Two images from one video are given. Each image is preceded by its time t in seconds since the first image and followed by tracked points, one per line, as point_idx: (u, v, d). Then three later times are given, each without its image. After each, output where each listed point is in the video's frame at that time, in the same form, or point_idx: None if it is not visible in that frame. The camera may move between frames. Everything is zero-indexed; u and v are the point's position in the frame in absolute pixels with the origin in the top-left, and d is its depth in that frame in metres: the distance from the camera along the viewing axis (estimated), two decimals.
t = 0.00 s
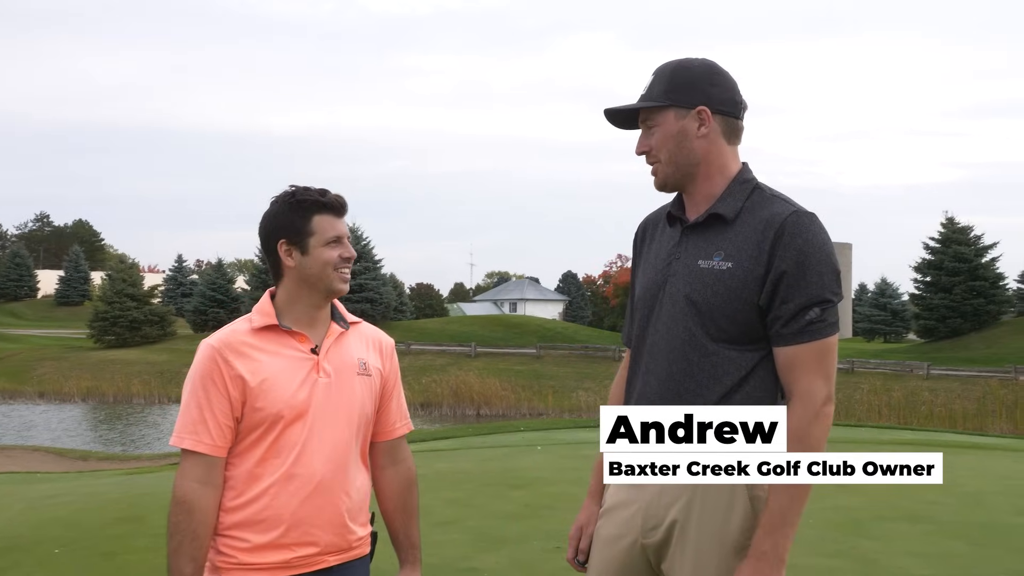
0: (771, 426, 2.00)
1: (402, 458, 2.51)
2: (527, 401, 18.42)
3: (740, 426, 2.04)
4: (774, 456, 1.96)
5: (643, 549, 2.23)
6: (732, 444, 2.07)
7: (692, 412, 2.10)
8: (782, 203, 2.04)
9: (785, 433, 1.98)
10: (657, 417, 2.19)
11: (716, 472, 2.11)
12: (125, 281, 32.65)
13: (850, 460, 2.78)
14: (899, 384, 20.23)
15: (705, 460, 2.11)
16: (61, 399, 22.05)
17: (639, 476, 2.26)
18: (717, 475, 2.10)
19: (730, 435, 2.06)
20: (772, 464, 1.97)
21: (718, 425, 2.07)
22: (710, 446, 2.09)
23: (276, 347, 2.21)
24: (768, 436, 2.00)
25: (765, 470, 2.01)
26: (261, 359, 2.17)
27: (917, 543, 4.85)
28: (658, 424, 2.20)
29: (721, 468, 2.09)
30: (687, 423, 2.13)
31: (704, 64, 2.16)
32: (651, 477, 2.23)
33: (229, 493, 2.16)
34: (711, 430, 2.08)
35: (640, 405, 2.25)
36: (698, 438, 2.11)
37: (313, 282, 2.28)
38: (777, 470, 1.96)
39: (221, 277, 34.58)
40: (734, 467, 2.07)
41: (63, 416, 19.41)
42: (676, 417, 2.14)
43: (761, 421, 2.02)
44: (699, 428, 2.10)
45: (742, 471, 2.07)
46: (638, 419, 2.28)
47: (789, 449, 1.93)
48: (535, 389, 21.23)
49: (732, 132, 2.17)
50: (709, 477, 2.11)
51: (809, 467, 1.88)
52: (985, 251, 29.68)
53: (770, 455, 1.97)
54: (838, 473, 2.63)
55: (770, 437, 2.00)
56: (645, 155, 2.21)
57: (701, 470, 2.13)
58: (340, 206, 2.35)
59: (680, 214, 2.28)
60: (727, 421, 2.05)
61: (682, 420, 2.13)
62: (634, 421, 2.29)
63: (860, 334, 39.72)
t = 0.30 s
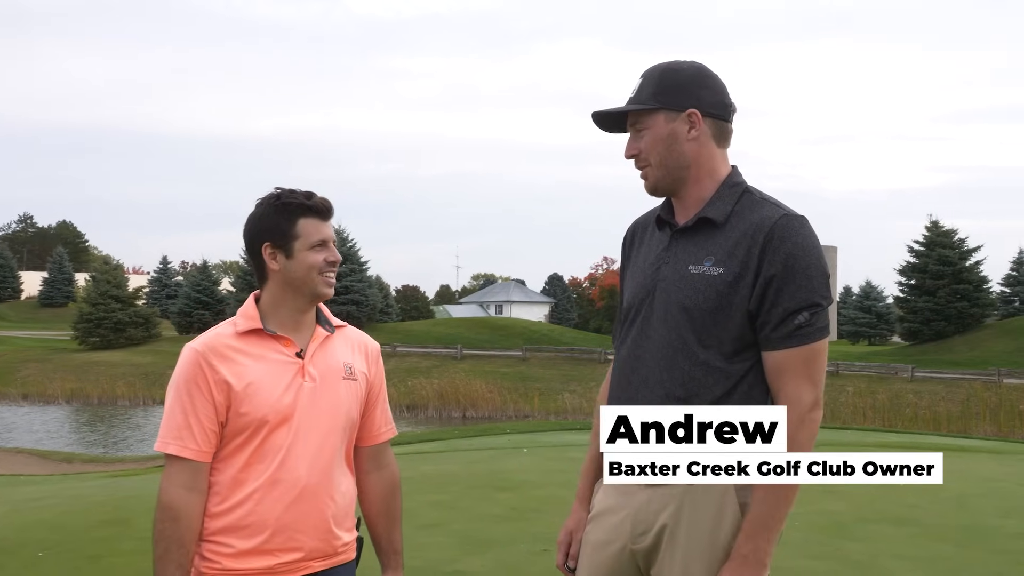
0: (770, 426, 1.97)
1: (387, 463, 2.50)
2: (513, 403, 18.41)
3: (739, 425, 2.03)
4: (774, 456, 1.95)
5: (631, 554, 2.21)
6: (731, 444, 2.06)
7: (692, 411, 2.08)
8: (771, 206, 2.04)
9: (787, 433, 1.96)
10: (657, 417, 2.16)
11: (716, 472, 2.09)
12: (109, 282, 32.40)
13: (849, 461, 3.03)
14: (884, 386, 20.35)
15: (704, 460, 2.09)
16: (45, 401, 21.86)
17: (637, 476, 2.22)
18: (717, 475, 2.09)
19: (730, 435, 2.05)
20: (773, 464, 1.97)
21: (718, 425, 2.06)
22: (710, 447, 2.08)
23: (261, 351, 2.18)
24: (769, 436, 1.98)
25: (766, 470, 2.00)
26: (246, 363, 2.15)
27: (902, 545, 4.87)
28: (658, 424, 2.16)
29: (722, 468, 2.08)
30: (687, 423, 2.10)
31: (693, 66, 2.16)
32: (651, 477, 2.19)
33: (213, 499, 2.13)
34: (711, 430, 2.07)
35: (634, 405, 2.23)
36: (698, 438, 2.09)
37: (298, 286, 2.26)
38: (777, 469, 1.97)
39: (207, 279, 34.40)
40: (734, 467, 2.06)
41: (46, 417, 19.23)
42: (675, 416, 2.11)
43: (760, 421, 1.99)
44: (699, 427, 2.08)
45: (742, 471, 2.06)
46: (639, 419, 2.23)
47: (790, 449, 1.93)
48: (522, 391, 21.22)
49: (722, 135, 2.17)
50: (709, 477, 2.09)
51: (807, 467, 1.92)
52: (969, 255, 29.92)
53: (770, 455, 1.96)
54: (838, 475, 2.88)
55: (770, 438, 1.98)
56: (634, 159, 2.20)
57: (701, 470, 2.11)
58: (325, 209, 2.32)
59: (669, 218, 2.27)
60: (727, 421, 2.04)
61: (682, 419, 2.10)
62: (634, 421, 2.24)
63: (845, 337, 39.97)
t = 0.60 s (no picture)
0: (771, 426, 1.97)
1: (371, 466, 2.50)
2: (499, 405, 18.42)
3: (739, 426, 2.02)
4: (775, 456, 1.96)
5: (617, 554, 2.22)
6: (732, 444, 2.05)
7: (693, 411, 2.07)
8: (755, 207, 2.06)
9: (786, 435, 1.97)
10: (657, 417, 2.12)
11: (717, 472, 2.09)
12: (93, 286, 32.20)
13: (850, 461, 3.09)
14: (869, 386, 20.47)
15: (705, 460, 2.08)
16: (28, 406, 21.68)
17: (637, 477, 2.19)
18: (719, 475, 2.08)
19: (731, 435, 2.04)
20: (772, 464, 1.97)
21: (718, 425, 2.05)
22: (711, 447, 2.07)
23: (243, 354, 2.18)
24: (769, 436, 1.98)
25: (766, 470, 2.00)
26: (228, 366, 2.15)
27: (886, 543, 4.91)
28: (658, 424, 2.12)
29: (722, 468, 2.07)
30: (687, 423, 2.08)
31: (683, 67, 2.17)
32: (651, 477, 2.17)
33: (197, 503, 2.12)
34: (711, 430, 2.05)
35: (629, 405, 2.20)
36: (698, 438, 2.07)
37: (282, 288, 2.26)
38: (777, 469, 1.98)
39: (191, 283, 34.24)
40: (735, 467, 2.05)
41: (29, 423, 19.08)
42: (675, 416, 2.09)
43: (760, 421, 1.99)
44: (699, 428, 2.06)
45: (742, 471, 2.06)
46: (639, 419, 2.17)
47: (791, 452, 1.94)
48: (508, 393, 21.23)
49: (709, 136, 2.18)
50: (712, 477, 2.08)
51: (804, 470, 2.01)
52: (951, 256, 30.16)
53: (771, 455, 1.97)
54: (839, 474, 2.97)
55: (771, 438, 1.98)
56: (622, 157, 2.20)
57: (702, 470, 2.10)
58: (307, 211, 2.32)
59: (654, 220, 2.28)
60: (727, 422, 2.03)
61: (682, 420, 2.08)
62: (634, 421, 2.18)
63: (830, 338, 40.24)
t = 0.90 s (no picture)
0: (771, 426, 1.94)
1: (378, 459, 2.49)
2: (506, 398, 18.43)
3: (740, 426, 2.02)
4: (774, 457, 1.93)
5: (622, 549, 2.21)
6: (732, 444, 2.05)
7: (693, 411, 2.06)
8: (758, 200, 2.04)
9: (787, 433, 1.93)
10: (658, 417, 2.12)
11: (718, 472, 2.08)
12: (101, 280, 32.28)
13: (849, 461, 3.04)
14: (877, 379, 20.38)
15: (704, 460, 2.08)
16: (37, 399, 21.78)
17: (637, 476, 2.21)
18: (720, 475, 2.08)
19: (730, 435, 2.04)
20: (773, 464, 1.94)
21: (718, 425, 2.05)
22: (710, 447, 2.07)
23: (246, 349, 2.17)
24: (769, 436, 1.95)
25: (766, 470, 1.99)
26: (231, 361, 2.14)
27: (895, 538, 4.89)
28: (658, 424, 2.13)
29: (723, 468, 2.07)
30: (687, 423, 2.07)
31: (678, 62, 2.15)
32: (651, 477, 2.17)
33: (200, 498, 2.12)
34: (711, 430, 2.06)
35: (638, 401, 2.18)
36: (698, 438, 2.07)
37: (286, 284, 2.25)
38: (778, 470, 1.95)
39: (199, 276, 34.31)
40: (735, 467, 2.06)
41: (38, 416, 19.15)
42: (675, 417, 2.08)
43: (761, 421, 1.96)
44: (699, 428, 2.06)
45: (742, 471, 2.06)
46: (638, 419, 2.20)
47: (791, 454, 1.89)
48: (515, 386, 21.22)
49: (707, 130, 2.16)
50: (713, 477, 2.08)
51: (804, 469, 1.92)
52: (960, 247, 30.01)
53: (770, 456, 1.94)
54: (837, 475, 2.92)
55: (771, 438, 1.95)
56: (621, 156, 2.19)
57: (702, 469, 2.10)
58: (311, 206, 2.31)
59: (657, 214, 2.26)
60: (727, 422, 2.04)
61: (682, 420, 2.07)
62: (634, 421, 2.21)
63: (838, 330, 40.13)
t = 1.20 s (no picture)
0: (770, 426, 1.99)
1: (374, 470, 2.50)
2: (507, 410, 18.43)
3: (740, 426, 2.04)
4: (774, 456, 2.00)
5: (614, 560, 2.23)
6: (732, 444, 2.06)
7: (693, 411, 2.07)
8: (749, 216, 2.07)
9: (787, 434, 2.00)
10: (657, 417, 2.12)
11: (717, 472, 2.10)
12: (104, 289, 32.34)
13: (849, 461, 3.25)
14: (879, 393, 20.38)
15: (705, 460, 2.09)
16: (38, 408, 21.81)
17: (638, 476, 2.19)
18: (719, 475, 2.10)
19: (730, 435, 2.05)
20: (771, 465, 2.00)
21: (717, 425, 2.06)
22: (711, 447, 2.08)
23: (242, 360, 2.20)
24: (769, 436, 2.02)
25: (766, 470, 2.02)
26: (227, 371, 2.17)
27: (891, 551, 4.90)
28: (657, 424, 2.13)
29: (722, 468, 2.09)
30: (687, 423, 2.09)
31: (670, 79, 2.19)
32: (652, 478, 2.17)
33: (196, 506, 2.14)
34: (711, 430, 2.07)
35: (630, 410, 2.20)
36: (698, 438, 2.08)
37: (284, 296, 2.28)
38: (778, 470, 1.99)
39: (201, 286, 34.39)
40: (735, 467, 2.07)
41: (39, 425, 19.19)
42: (675, 417, 2.10)
43: (760, 421, 2.01)
44: (699, 428, 2.07)
45: (742, 471, 2.06)
46: (639, 419, 2.17)
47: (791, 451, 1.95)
48: (516, 399, 21.25)
49: (699, 146, 2.20)
50: (711, 477, 2.10)
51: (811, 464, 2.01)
52: (962, 262, 30.04)
53: (769, 455, 2.00)
54: (838, 474, 3.11)
55: (771, 438, 2.02)
56: (614, 172, 2.23)
57: (702, 470, 2.11)
58: (311, 219, 2.34)
59: (649, 230, 2.30)
60: (727, 422, 2.05)
61: (682, 421, 2.09)
62: (634, 421, 2.18)
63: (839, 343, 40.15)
